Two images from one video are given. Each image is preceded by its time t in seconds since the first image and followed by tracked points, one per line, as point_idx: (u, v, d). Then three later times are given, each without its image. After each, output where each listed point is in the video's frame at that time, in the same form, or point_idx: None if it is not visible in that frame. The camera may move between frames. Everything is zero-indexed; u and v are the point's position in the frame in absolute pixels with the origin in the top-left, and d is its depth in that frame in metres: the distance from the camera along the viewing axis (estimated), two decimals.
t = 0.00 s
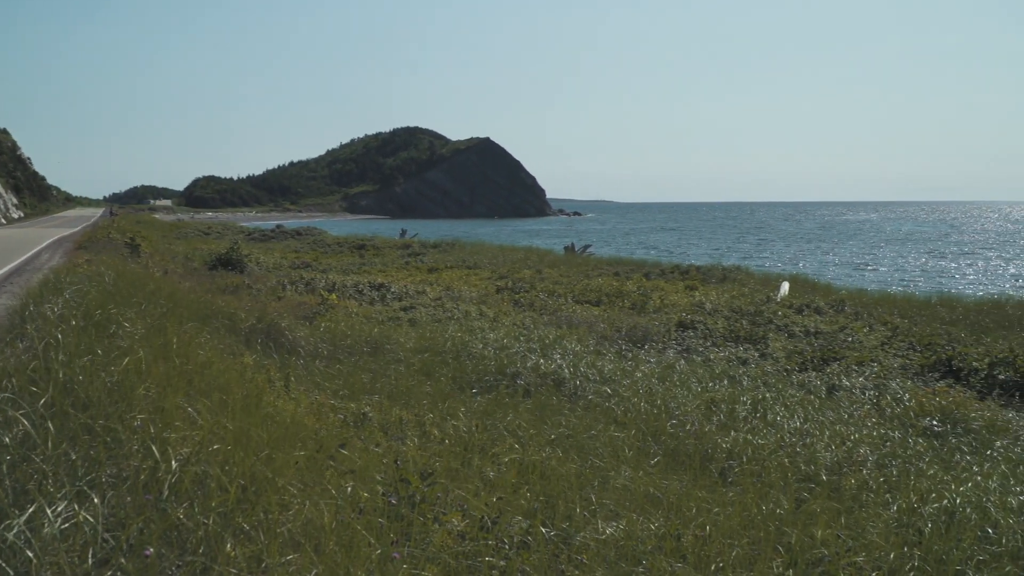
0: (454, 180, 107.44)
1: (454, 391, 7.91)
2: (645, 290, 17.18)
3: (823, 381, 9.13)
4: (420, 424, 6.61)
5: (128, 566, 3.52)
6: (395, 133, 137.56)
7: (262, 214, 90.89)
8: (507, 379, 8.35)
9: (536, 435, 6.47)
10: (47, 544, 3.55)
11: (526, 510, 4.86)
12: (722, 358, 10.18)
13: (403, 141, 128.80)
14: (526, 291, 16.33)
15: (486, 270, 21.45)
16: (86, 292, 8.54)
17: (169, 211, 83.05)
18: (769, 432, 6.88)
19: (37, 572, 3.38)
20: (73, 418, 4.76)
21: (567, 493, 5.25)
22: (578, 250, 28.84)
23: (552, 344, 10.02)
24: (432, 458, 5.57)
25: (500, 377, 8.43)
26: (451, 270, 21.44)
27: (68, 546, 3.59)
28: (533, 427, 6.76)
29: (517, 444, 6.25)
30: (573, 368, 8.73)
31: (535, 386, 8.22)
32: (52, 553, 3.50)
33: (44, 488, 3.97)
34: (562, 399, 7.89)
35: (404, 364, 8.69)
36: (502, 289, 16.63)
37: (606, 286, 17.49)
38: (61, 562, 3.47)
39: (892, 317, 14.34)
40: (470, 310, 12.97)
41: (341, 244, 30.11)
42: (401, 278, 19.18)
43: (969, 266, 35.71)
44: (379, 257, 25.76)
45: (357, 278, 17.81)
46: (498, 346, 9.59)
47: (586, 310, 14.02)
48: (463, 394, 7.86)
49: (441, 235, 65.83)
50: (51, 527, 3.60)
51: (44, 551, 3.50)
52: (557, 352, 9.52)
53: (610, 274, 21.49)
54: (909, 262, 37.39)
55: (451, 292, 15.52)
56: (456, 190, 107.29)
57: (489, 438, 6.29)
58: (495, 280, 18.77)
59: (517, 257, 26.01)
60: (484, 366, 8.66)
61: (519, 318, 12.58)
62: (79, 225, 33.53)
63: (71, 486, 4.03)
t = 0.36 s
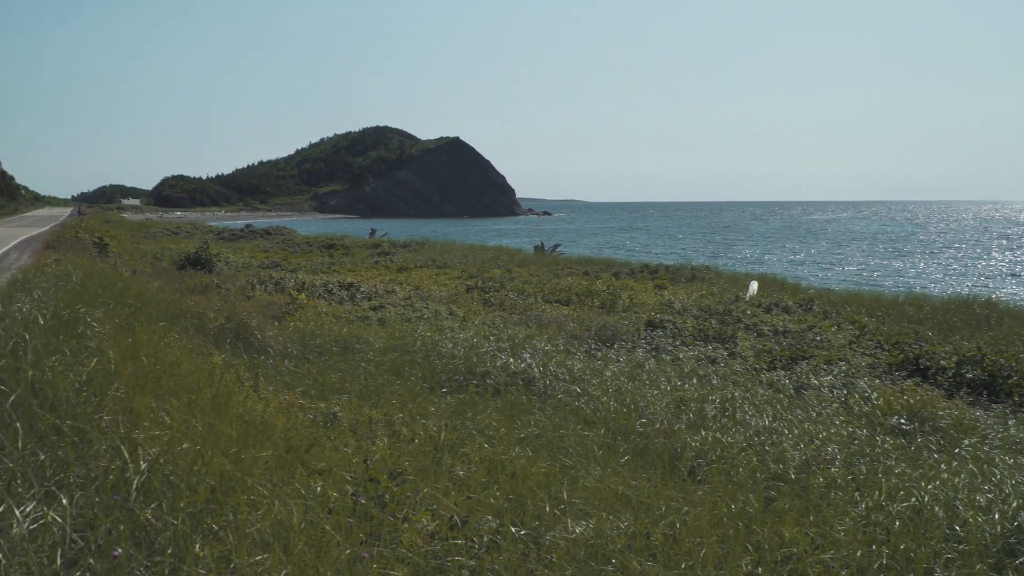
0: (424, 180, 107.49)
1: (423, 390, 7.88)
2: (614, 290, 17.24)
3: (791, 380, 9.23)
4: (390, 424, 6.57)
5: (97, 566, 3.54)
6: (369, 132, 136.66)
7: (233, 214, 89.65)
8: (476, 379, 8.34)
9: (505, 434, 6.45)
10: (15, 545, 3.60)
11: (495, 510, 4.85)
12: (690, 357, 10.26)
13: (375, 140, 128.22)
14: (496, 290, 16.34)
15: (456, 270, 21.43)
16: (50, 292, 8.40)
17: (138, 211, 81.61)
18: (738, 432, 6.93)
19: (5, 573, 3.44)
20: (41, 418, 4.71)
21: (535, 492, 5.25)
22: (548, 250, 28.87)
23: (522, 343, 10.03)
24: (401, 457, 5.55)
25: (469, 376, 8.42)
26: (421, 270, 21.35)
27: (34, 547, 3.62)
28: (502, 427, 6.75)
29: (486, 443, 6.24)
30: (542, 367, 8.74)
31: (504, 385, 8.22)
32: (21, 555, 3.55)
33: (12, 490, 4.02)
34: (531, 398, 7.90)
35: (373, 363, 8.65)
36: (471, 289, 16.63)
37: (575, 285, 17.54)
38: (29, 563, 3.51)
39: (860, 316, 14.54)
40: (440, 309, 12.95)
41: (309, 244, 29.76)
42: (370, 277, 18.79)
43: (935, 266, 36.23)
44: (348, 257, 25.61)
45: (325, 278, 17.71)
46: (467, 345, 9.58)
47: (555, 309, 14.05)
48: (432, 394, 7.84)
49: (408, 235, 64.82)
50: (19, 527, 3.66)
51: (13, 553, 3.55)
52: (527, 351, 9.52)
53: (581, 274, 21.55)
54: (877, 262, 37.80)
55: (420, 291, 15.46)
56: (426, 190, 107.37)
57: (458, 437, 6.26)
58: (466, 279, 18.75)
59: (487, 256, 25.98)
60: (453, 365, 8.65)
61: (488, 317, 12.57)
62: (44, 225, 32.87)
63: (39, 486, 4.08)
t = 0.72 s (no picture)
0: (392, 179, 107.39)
1: (392, 390, 7.85)
2: (582, 289, 17.25)
3: (758, 378, 9.34)
4: (358, 423, 6.53)
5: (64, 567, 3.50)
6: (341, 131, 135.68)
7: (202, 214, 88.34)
8: (445, 378, 8.33)
9: (473, 434, 6.45)
10: None
11: (463, 509, 4.83)
12: (658, 356, 10.34)
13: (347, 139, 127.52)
14: (464, 290, 16.33)
15: (424, 269, 21.40)
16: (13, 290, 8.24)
17: (105, 211, 80.08)
18: (705, 430, 6.99)
19: None
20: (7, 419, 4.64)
21: (504, 491, 5.25)
22: (517, 249, 28.91)
23: (490, 342, 10.05)
24: (369, 457, 5.52)
25: (438, 376, 8.40)
26: (390, 269, 21.28)
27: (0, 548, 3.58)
28: (470, 426, 6.74)
29: (455, 442, 6.22)
30: (510, 366, 8.74)
31: (473, 385, 8.22)
32: None
33: None
34: (499, 398, 7.90)
35: (342, 363, 8.60)
36: (440, 289, 16.61)
37: (544, 284, 17.58)
38: None
39: (827, 315, 14.75)
40: (408, 308, 12.92)
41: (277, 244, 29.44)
42: (337, 277, 18.62)
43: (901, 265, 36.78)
44: (316, 256, 25.42)
45: (293, 277, 17.62)
46: (436, 344, 9.56)
47: (524, 309, 14.09)
48: (400, 393, 7.81)
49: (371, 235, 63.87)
50: None
51: None
52: (496, 351, 9.53)
53: (549, 273, 21.63)
54: (841, 261, 38.33)
55: (389, 291, 15.43)
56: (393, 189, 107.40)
57: (426, 437, 6.24)
58: (434, 278, 18.81)
59: (456, 256, 25.98)
60: (422, 365, 8.62)
61: (457, 317, 12.56)
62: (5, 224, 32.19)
63: (5, 487, 4.03)
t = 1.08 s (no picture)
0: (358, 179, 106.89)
1: (358, 390, 7.82)
2: (550, 289, 17.19)
3: (723, 377, 9.45)
4: (324, 423, 6.49)
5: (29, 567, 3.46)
6: (310, 130, 134.57)
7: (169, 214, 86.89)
8: (411, 377, 8.30)
9: (440, 433, 6.44)
10: None
11: (430, 508, 4.83)
12: (624, 355, 10.41)
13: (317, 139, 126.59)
14: (431, 289, 16.30)
15: (390, 269, 21.30)
16: None
17: (71, 210, 78.50)
18: (672, 428, 7.04)
19: None
20: None
21: (471, 489, 5.25)
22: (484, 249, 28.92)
23: (457, 341, 10.05)
24: (335, 457, 5.49)
25: (404, 375, 8.37)
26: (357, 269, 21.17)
27: None
28: (437, 425, 6.74)
29: (421, 442, 6.21)
30: (477, 366, 8.73)
31: (439, 383, 8.22)
32: None
33: None
34: (466, 397, 7.90)
35: (309, 362, 8.55)
36: (406, 288, 16.56)
37: (511, 284, 17.58)
38: None
39: (791, 314, 14.93)
40: (374, 307, 12.88)
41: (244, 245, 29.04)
42: (305, 276, 18.15)
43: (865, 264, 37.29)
44: (282, 256, 25.17)
45: (259, 276, 17.44)
46: (403, 344, 9.53)
47: (490, 308, 14.13)
48: (367, 393, 7.78)
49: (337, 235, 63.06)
50: None
51: None
52: (463, 350, 9.52)
53: (516, 273, 21.67)
54: (804, 261, 38.81)
55: (355, 290, 15.39)
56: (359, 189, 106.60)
57: (393, 436, 6.21)
58: (400, 277, 18.79)
59: (424, 256, 25.91)
60: (388, 364, 8.58)
61: (423, 316, 12.53)
62: None
63: None
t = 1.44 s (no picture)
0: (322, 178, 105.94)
1: (322, 390, 7.76)
2: (513, 289, 17.20)
3: (686, 375, 9.53)
4: (288, 423, 6.44)
5: None
6: (279, 129, 133.18)
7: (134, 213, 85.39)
8: (375, 377, 8.25)
9: (403, 433, 6.42)
10: None
11: (394, 508, 4.82)
12: (588, 354, 10.45)
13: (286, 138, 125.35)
14: (394, 289, 16.21)
15: (355, 269, 21.13)
16: None
17: (34, 210, 76.86)
18: (636, 427, 7.10)
19: None
20: None
21: (435, 489, 5.24)
22: (450, 248, 28.83)
23: (421, 341, 10.02)
24: (299, 457, 5.46)
25: (368, 375, 8.33)
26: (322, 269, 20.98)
27: None
28: (400, 425, 6.72)
29: (385, 441, 6.18)
30: (441, 365, 8.70)
31: (403, 383, 8.19)
32: None
33: None
34: (430, 396, 7.89)
35: (274, 362, 8.47)
36: (371, 288, 16.45)
37: (475, 284, 17.52)
38: None
39: (753, 313, 15.10)
40: (337, 307, 12.78)
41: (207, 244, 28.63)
42: (268, 277, 18.18)
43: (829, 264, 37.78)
44: (246, 256, 24.87)
45: (222, 276, 17.21)
46: (367, 343, 9.48)
47: (454, 307, 14.09)
48: (331, 393, 7.73)
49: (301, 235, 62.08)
50: None
51: None
52: (426, 349, 9.50)
53: (481, 273, 21.63)
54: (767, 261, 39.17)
55: (319, 290, 15.26)
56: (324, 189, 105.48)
57: (357, 435, 6.17)
58: (364, 277, 18.64)
59: (389, 255, 25.74)
60: (352, 364, 8.53)
61: (387, 316, 12.47)
62: None
63: None
